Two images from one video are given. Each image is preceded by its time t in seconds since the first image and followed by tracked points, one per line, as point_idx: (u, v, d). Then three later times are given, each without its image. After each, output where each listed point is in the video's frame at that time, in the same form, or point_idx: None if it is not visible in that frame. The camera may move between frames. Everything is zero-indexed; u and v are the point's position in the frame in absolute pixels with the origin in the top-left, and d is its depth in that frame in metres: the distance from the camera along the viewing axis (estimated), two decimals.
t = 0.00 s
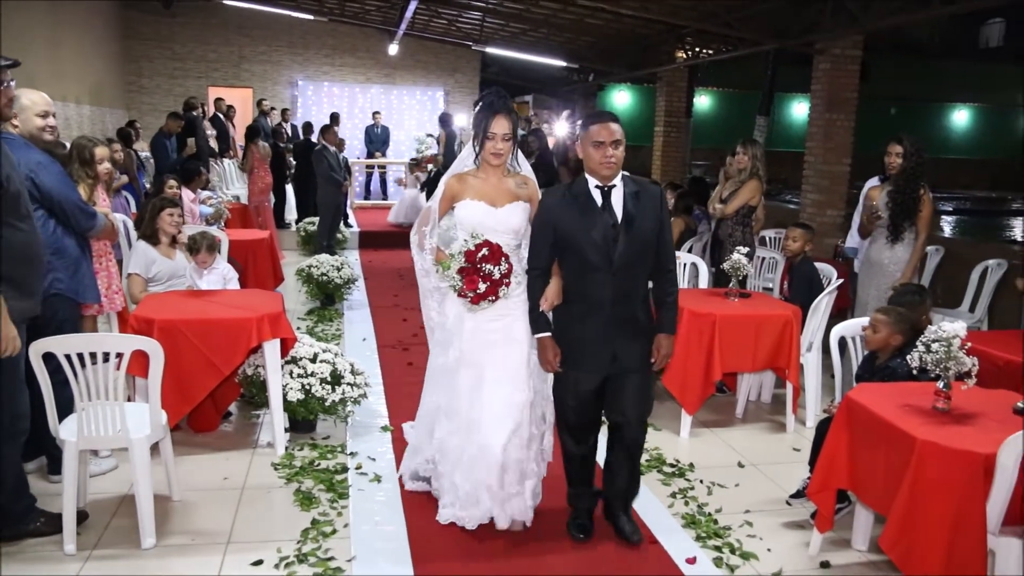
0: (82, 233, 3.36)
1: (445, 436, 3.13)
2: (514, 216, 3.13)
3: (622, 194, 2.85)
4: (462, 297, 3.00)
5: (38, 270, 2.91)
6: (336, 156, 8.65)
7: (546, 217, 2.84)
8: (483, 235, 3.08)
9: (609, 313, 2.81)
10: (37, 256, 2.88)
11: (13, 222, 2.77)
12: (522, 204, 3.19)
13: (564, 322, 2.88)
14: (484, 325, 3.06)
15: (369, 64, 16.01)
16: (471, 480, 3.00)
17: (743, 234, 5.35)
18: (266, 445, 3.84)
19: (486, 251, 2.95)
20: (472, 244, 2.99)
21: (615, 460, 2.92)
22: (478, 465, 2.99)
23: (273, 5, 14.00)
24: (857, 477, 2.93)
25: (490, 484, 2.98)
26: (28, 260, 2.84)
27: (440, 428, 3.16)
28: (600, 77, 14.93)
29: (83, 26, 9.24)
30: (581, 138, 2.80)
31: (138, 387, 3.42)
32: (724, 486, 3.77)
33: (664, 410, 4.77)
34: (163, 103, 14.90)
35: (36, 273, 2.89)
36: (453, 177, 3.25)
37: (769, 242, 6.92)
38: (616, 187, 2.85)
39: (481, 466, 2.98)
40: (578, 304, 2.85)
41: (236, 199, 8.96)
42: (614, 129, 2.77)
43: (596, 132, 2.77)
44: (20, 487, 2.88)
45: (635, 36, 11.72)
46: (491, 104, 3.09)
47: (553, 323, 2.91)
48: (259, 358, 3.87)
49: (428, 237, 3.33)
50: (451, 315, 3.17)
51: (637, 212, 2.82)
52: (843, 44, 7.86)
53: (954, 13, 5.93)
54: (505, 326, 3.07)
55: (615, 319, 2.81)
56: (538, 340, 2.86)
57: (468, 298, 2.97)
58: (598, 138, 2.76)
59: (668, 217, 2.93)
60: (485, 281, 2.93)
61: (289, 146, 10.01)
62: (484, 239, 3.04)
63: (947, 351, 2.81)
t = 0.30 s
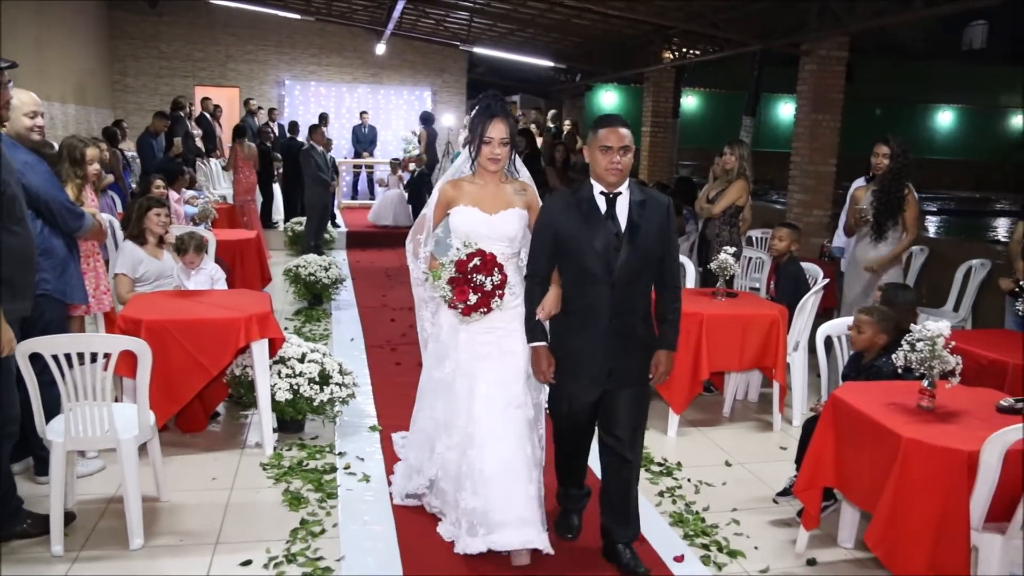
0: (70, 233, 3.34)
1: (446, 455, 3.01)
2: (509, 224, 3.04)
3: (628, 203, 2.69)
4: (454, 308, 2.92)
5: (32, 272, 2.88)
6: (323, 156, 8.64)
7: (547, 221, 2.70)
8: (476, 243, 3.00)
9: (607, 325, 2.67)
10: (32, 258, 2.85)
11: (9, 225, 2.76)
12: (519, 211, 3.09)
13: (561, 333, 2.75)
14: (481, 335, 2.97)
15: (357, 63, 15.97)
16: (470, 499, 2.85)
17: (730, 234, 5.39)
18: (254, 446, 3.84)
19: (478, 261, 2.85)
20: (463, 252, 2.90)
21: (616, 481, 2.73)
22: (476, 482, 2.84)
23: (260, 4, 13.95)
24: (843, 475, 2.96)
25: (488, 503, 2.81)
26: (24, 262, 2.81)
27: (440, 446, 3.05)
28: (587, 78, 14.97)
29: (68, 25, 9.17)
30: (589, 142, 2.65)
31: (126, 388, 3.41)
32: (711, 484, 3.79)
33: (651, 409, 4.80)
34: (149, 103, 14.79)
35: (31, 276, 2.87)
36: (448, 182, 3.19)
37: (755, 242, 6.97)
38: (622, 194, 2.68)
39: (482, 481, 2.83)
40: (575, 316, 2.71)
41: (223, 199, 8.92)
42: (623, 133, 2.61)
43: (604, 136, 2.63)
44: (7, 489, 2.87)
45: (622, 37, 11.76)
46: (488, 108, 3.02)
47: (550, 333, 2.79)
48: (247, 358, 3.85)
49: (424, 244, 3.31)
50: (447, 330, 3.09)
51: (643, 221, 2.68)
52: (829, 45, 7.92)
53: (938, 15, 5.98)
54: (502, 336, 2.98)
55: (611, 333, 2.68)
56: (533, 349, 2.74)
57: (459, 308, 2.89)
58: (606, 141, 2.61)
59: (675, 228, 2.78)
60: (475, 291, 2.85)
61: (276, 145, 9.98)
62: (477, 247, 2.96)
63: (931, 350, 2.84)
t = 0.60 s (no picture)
0: (54, 230, 3.32)
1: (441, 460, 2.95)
2: (520, 223, 2.92)
3: (637, 201, 2.63)
4: (460, 313, 2.80)
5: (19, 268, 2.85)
6: (309, 153, 8.60)
7: (554, 218, 2.64)
8: (483, 244, 2.88)
9: (615, 329, 2.58)
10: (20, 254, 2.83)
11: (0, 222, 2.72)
12: (529, 209, 2.98)
13: (567, 333, 2.66)
14: (482, 341, 2.88)
15: (342, 60, 15.89)
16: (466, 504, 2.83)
17: (714, 232, 5.47)
18: (239, 443, 3.82)
19: (485, 262, 2.75)
20: (470, 254, 2.80)
21: (607, 480, 2.66)
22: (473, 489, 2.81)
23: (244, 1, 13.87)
24: (823, 469, 3.00)
25: (482, 512, 2.78)
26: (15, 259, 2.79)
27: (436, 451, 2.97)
28: (573, 76, 14.99)
29: (50, 19, 9.08)
30: (599, 138, 2.60)
31: (110, 384, 3.39)
32: (695, 480, 3.82)
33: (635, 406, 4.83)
34: (132, 99, 14.69)
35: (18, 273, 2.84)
36: (452, 183, 3.08)
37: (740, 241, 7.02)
38: (632, 192, 2.63)
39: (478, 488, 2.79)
40: (583, 318, 2.63)
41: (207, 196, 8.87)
42: (636, 128, 2.55)
43: (615, 131, 2.57)
44: None
45: (607, 35, 11.78)
46: (491, 104, 2.94)
47: (558, 332, 2.70)
48: (232, 356, 3.84)
49: (429, 248, 3.19)
50: (449, 331, 3.01)
51: (652, 220, 2.61)
52: (813, 45, 7.98)
53: (921, 16, 6.04)
54: (504, 343, 2.88)
55: (621, 335, 2.59)
56: (541, 349, 2.64)
57: (464, 313, 2.77)
58: (618, 136, 2.55)
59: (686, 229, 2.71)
60: (482, 294, 2.74)
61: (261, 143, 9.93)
62: (484, 248, 2.85)
63: (913, 346, 2.88)
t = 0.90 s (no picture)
0: (15, 230, 3.26)
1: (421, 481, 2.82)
2: (505, 225, 2.84)
3: (621, 202, 2.58)
4: (441, 317, 2.76)
5: None
6: (275, 151, 8.52)
7: (537, 219, 2.56)
8: (465, 246, 2.81)
9: (599, 332, 2.53)
10: None
11: None
12: (514, 210, 2.91)
13: (547, 337, 2.60)
14: (465, 350, 2.81)
15: (308, 58, 15.76)
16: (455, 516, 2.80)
17: (681, 230, 5.46)
18: (208, 444, 3.79)
19: (466, 265, 2.69)
20: (450, 255, 2.73)
21: (585, 478, 2.66)
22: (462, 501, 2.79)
23: None
24: (791, 462, 3.06)
25: (474, 519, 2.79)
26: None
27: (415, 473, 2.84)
28: (541, 75, 15.04)
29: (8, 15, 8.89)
30: (582, 137, 2.53)
31: (74, 386, 3.33)
32: (664, 475, 3.88)
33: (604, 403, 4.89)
34: (93, 96, 14.45)
35: None
36: (433, 182, 2.98)
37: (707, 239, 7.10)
38: (616, 192, 2.57)
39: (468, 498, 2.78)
40: (565, 321, 2.57)
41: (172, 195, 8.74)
42: (620, 127, 2.49)
43: (598, 129, 2.50)
44: None
45: (575, 34, 11.85)
46: (474, 101, 2.84)
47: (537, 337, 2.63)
48: (200, 356, 3.81)
49: (408, 248, 3.06)
50: (426, 339, 2.89)
51: (637, 221, 2.57)
52: (777, 45, 8.12)
53: (882, 17, 6.16)
54: (487, 348, 2.82)
55: (603, 338, 2.53)
56: (520, 354, 2.57)
57: (446, 316, 2.73)
58: (603, 135, 2.49)
59: (670, 231, 2.67)
60: (464, 297, 2.69)
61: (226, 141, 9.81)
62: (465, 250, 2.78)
63: (875, 341, 2.96)
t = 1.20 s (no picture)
0: None
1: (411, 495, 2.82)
2: (495, 229, 2.86)
3: (611, 204, 2.56)
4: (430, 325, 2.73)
5: None
6: (252, 151, 8.47)
7: (527, 226, 2.54)
8: (455, 251, 2.82)
9: (592, 338, 2.51)
10: None
11: None
12: (503, 213, 2.93)
13: (540, 345, 2.59)
14: (453, 360, 2.81)
15: (284, 57, 15.66)
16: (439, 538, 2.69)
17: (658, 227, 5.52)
18: (189, 446, 3.77)
19: (455, 270, 2.67)
20: (440, 262, 2.69)
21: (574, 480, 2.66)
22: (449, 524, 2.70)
23: None
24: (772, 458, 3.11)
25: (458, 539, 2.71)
26: None
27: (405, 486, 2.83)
28: (518, 73, 15.07)
29: None
30: (569, 137, 2.51)
31: (54, 389, 3.30)
32: (646, 470, 3.91)
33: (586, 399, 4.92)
34: (65, 97, 14.29)
35: None
36: (420, 185, 2.99)
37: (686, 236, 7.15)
38: (606, 194, 2.55)
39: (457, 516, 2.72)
40: (558, 327, 2.56)
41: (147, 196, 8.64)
42: (608, 128, 2.48)
43: (586, 131, 2.48)
44: None
45: (551, 32, 11.89)
46: (460, 101, 2.83)
47: (529, 345, 2.62)
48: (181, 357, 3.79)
49: (393, 252, 3.05)
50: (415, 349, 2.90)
51: (628, 222, 2.56)
52: (752, 42, 8.20)
53: (855, 15, 6.24)
54: (476, 356, 2.83)
55: (597, 344, 2.53)
56: (512, 362, 2.55)
57: (437, 326, 2.70)
58: (590, 137, 2.47)
59: (659, 228, 2.67)
60: (454, 303, 2.67)
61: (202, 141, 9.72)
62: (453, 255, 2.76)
63: (853, 336, 3.00)
